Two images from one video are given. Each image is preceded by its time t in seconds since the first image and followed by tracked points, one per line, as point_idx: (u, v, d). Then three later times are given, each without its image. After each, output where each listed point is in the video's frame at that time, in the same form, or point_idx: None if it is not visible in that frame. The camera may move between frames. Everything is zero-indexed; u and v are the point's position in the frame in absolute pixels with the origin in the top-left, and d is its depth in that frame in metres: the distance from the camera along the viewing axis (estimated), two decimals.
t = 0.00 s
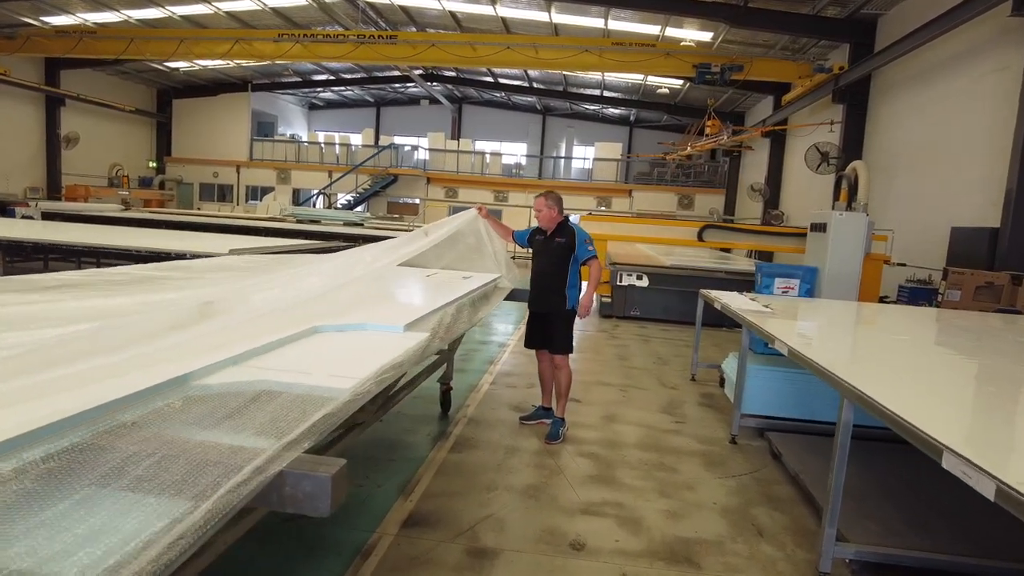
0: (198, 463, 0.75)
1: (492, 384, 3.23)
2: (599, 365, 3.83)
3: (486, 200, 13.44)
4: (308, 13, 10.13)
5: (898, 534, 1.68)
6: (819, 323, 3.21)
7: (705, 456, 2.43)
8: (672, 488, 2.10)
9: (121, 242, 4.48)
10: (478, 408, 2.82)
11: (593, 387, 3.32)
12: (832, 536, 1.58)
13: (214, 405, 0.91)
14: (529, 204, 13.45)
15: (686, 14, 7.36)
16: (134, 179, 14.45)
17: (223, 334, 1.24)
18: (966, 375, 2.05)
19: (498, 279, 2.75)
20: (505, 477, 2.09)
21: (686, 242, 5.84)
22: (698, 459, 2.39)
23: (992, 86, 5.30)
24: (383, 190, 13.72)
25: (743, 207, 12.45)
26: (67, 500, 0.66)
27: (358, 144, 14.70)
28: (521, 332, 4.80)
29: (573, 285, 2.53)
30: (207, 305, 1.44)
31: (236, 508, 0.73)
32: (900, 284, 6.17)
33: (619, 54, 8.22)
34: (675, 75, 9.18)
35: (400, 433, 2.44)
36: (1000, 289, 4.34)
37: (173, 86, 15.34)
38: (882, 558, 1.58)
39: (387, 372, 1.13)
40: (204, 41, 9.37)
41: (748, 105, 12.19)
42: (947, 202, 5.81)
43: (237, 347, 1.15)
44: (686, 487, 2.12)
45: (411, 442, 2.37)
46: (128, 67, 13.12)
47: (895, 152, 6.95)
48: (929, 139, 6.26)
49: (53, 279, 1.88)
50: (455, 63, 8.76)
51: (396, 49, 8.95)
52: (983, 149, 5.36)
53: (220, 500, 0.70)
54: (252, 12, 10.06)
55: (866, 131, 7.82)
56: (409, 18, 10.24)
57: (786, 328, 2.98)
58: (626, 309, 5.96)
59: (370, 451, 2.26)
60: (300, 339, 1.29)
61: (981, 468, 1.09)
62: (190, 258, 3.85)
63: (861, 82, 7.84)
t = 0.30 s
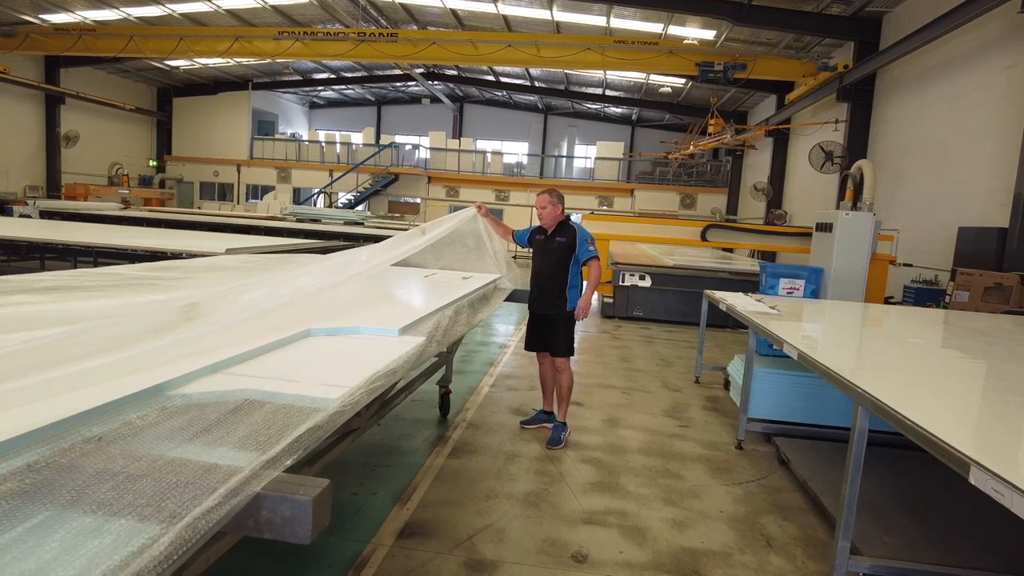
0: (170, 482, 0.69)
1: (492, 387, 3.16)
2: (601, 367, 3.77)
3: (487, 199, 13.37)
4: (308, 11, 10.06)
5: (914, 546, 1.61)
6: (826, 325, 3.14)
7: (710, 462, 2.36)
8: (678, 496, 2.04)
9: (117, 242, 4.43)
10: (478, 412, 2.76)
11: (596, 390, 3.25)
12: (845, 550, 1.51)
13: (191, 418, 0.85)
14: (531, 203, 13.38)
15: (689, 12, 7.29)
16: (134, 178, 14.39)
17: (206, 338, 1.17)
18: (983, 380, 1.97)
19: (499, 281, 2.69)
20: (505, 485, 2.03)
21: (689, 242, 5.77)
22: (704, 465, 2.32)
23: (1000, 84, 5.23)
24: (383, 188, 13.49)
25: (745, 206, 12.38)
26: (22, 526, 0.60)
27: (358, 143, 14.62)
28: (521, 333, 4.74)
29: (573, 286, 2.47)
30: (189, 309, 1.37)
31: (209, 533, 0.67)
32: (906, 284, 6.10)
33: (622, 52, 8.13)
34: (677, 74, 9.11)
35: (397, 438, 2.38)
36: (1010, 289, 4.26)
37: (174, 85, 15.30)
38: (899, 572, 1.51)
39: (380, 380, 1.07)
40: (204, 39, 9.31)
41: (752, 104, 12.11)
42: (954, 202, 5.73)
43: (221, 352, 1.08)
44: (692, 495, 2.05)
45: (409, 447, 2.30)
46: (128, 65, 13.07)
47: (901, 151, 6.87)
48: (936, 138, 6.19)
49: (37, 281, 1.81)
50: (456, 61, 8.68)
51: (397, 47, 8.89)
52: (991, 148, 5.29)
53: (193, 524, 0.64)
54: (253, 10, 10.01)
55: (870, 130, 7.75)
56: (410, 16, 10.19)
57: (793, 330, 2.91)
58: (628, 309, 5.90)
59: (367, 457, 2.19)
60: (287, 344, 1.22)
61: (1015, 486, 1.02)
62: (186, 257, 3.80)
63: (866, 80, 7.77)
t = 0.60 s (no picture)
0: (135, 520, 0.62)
1: (493, 392, 3.10)
2: (604, 370, 3.71)
3: (488, 199, 13.30)
4: (308, 10, 9.99)
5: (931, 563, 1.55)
6: (833, 328, 3.08)
7: (717, 471, 2.29)
8: (685, 508, 1.97)
9: (113, 242, 4.36)
10: (477, 417, 2.69)
11: (598, 394, 3.19)
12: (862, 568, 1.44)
13: (165, 442, 0.78)
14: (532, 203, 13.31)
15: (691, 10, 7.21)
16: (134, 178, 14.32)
17: (190, 351, 1.11)
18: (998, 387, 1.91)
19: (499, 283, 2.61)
20: (506, 496, 1.96)
21: (692, 243, 5.71)
22: (710, 474, 2.26)
23: (1006, 83, 5.16)
24: (384, 188, 13.53)
25: (748, 206, 12.33)
26: None
27: (359, 142, 14.54)
28: (523, 335, 4.68)
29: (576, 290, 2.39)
30: (174, 319, 1.31)
31: None
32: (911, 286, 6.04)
33: (625, 51, 8.03)
34: (680, 73, 9.03)
35: (395, 446, 2.31)
36: (1019, 292, 4.19)
37: (173, 83, 15.23)
38: None
39: (372, 397, 1.00)
40: (203, 37, 9.23)
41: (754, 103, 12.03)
42: (960, 203, 5.66)
43: (203, 365, 1.01)
44: (699, 507, 1.99)
45: (407, 456, 2.24)
46: (128, 65, 13.00)
47: (906, 151, 6.80)
48: (941, 138, 6.12)
49: (20, 286, 1.75)
50: (456, 59, 8.60)
51: (397, 46, 8.81)
52: (998, 148, 5.21)
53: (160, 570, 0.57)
54: (252, 9, 9.95)
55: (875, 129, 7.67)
56: (411, 14, 10.13)
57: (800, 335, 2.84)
58: (631, 311, 5.85)
59: (364, 467, 2.13)
60: (275, 357, 1.15)
61: None
62: (181, 259, 3.73)
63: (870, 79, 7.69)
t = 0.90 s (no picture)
0: (104, 544, 0.57)
1: (494, 395, 3.05)
2: (606, 372, 3.66)
3: (489, 199, 13.25)
4: (308, 10, 9.95)
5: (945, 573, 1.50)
6: (839, 328, 3.03)
7: (723, 477, 2.24)
8: (691, 515, 1.92)
9: (110, 242, 4.31)
10: (478, 421, 2.65)
11: (601, 397, 3.14)
12: None
13: (145, 455, 0.73)
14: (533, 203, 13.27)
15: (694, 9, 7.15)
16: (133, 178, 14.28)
17: (176, 358, 1.06)
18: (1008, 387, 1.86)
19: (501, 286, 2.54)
20: (507, 504, 1.91)
21: (695, 244, 5.66)
22: (716, 480, 2.21)
23: (1011, 82, 5.10)
24: (385, 189, 13.48)
25: (749, 206, 12.28)
26: None
27: (359, 142, 14.49)
28: (524, 337, 4.63)
29: (574, 290, 2.33)
30: (161, 324, 1.26)
31: None
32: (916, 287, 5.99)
33: (626, 51, 7.99)
34: (682, 72, 8.98)
35: (394, 451, 2.27)
36: None
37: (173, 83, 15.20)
38: None
39: (367, 405, 0.95)
40: (203, 37, 9.19)
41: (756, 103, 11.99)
42: (966, 203, 5.60)
43: (190, 372, 0.96)
44: (705, 514, 1.94)
45: (407, 461, 2.19)
46: (128, 65, 12.97)
47: (910, 151, 6.74)
48: (946, 138, 6.06)
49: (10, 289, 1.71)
50: (457, 59, 8.55)
51: (397, 45, 8.77)
52: (1004, 148, 5.15)
53: None
54: (252, 9, 9.92)
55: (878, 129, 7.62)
56: (411, 14, 10.10)
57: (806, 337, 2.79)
58: (633, 312, 5.81)
59: (362, 472, 2.08)
60: (266, 364, 1.10)
61: None
62: (179, 259, 3.69)
63: (873, 78, 7.64)
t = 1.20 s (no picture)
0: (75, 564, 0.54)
1: (494, 397, 3.02)
2: (607, 374, 3.63)
3: (489, 200, 13.22)
4: (308, 10, 9.92)
5: None
6: (843, 330, 3.00)
7: (727, 482, 2.21)
8: (695, 521, 1.89)
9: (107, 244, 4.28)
10: (478, 424, 2.62)
11: (603, 400, 3.11)
12: None
13: (127, 466, 0.69)
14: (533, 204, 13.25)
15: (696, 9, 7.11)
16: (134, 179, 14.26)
17: (165, 365, 1.02)
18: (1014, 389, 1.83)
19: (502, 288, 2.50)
20: (507, 509, 1.88)
21: (696, 245, 5.62)
22: (719, 485, 2.18)
23: (1015, 82, 5.07)
24: (385, 190, 13.45)
25: (751, 207, 12.24)
26: None
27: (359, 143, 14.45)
28: (524, 339, 4.60)
29: (574, 291, 2.29)
30: (151, 330, 1.23)
31: None
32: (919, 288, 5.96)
33: (627, 51, 7.95)
34: (683, 72, 8.95)
35: (393, 455, 2.23)
36: None
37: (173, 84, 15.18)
38: None
39: (361, 412, 0.91)
40: (202, 38, 9.16)
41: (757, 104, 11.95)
42: (969, 204, 5.56)
43: (176, 380, 0.92)
44: (709, 520, 1.90)
45: (406, 466, 2.16)
46: (128, 65, 12.94)
47: (913, 152, 6.71)
48: (949, 139, 6.02)
49: None
50: (458, 60, 8.51)
51: (398, 45, 8.73)
52: (1007, 148, 5.12)
53: None
54: (252, 9, 9.89)
55: (881, 130, 7.58)
56: (412, 15, 10.07)
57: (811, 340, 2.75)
58: (634, 313, 5.79)
59: (360, 478, 2.05)
60: (258, 370, 1.06)
61: None
62: (176, 261, 3.66)
63: (875, 78, 7.59)
